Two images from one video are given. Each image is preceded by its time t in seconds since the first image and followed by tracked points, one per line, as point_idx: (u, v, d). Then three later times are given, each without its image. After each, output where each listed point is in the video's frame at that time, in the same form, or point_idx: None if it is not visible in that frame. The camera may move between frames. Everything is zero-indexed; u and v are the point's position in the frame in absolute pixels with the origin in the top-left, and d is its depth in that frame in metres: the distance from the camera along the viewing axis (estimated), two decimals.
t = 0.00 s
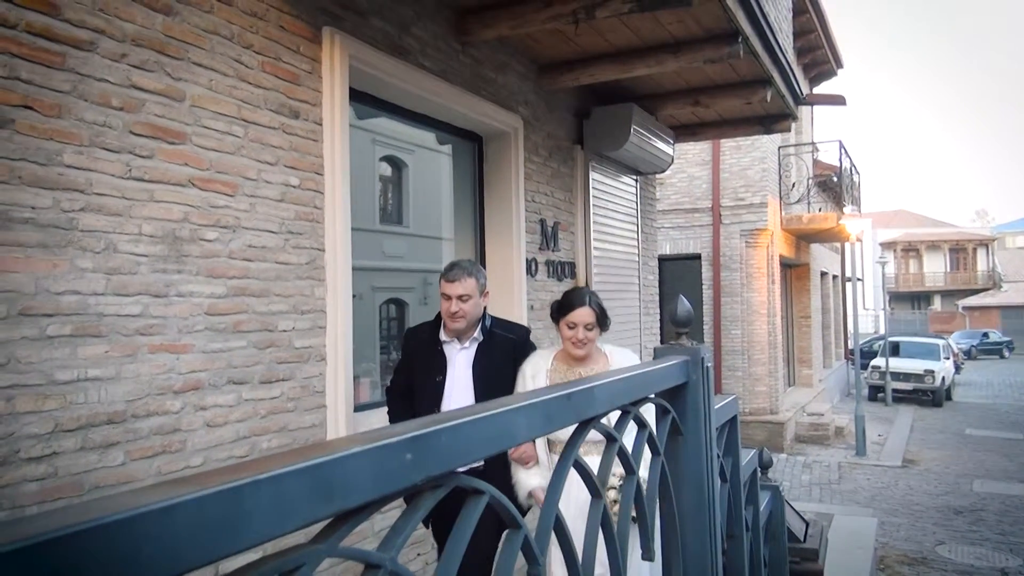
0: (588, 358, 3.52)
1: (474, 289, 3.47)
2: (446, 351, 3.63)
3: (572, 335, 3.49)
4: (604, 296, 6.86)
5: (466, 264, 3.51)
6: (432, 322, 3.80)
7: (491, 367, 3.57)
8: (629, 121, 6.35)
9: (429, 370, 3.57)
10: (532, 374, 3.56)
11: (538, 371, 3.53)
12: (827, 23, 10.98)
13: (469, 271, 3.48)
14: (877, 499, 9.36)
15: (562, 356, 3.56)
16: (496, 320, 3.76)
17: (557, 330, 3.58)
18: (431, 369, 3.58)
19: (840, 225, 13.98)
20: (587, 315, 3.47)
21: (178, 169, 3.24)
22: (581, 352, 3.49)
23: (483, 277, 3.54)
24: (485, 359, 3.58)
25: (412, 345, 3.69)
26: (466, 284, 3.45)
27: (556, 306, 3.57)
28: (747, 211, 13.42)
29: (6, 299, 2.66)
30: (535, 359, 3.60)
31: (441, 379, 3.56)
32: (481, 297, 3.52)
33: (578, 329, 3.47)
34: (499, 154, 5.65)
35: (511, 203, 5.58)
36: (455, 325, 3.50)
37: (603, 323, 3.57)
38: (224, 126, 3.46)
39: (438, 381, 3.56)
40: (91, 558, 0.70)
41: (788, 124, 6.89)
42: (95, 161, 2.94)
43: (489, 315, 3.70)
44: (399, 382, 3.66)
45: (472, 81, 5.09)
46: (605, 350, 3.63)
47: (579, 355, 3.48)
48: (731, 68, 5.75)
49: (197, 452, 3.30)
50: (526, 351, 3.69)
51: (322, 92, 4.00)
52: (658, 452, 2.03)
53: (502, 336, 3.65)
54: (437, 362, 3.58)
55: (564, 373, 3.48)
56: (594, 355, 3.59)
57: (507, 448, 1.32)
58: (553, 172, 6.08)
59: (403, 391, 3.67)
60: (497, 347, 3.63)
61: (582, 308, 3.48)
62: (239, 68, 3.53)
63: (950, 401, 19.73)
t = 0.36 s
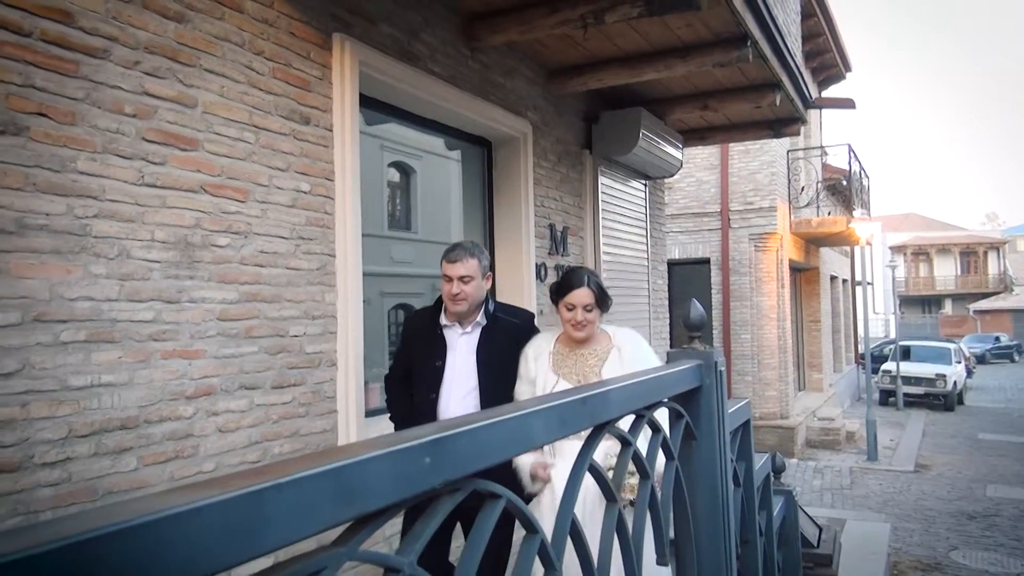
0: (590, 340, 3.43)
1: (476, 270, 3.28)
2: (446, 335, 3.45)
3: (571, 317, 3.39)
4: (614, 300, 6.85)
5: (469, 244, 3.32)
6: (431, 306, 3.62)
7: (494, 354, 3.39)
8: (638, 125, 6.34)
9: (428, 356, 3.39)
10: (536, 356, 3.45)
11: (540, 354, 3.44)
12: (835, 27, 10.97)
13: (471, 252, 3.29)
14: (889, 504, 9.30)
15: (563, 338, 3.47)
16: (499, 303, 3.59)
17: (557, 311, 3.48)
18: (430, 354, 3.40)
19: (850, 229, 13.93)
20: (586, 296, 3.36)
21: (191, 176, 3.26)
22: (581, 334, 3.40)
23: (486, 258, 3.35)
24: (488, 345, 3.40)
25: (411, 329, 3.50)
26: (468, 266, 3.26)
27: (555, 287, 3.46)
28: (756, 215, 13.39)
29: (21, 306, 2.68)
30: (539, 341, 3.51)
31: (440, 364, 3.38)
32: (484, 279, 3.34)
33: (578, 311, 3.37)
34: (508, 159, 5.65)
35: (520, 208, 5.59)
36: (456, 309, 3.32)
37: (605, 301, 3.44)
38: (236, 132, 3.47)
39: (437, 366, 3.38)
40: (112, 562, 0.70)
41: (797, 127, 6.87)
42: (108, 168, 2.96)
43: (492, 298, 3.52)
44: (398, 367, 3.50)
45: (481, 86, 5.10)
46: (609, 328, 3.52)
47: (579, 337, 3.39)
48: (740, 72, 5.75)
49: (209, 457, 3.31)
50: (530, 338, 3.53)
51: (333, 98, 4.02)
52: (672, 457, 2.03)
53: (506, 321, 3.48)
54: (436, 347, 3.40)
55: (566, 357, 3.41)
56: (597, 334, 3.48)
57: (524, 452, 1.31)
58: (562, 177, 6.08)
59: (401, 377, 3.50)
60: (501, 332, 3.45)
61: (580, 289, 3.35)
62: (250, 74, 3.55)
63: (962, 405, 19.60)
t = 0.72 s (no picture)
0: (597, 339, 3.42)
1: (474, 270, 3.27)
2: (446, 338, 3.43)
3: (578, 316, 3.39)
4: (625, 304, 6.84)
5: (465, 244, 3.32)
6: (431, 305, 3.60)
7: (496, 355, 3.37)
8: (649, 129, 6.34)
9: (427, 359, 3.37)
10: (543, 352, 3.44)
11: (548, 351, 3.43)
12: (845, 30, 10.94)
13: (468, 252, 3.28)
14: (904, 509, 9.22)
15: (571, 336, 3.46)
16: (499, 303, 3.55)
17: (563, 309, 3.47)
18: (430, 357, 3.38)
19: (861, 232, 13.86)
20: (591, 295, 3.35)
21: (205, 181, 3.28)
22: (588, 333, 3.39)
23: (483, 258, 3.35)
24: (489, 348, 3.38)
25: (410, 331, 3.48)
26: (465, 266, 3.25)
27: (562, 285, 3.46)
28: (767, 219, 13.35)
29: (38, 311, 2.71)
30: (544, 339, 3.50)
31: (439, 368, 3.37)
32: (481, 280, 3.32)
33: (584, 309, 3.37)
34: (519, 164, 5.65)
35: (532, 212, 5.59)
36: (454, 310, 3.29)
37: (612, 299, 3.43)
38: (249, 137, 3.50)
39: (436, 370, 3.36)
40: (141, 563, 0.70)
41: (808, 131, 6.85)
42: (123, 174, 2.98)
43: (492, 299, 3.49)
44: (398, 368, 3.49)
45: (491, 91, 5.11)
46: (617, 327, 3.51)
47: (586, 336, 3.37)
48: (751, 76, 5.74)
49: (223, 462, 3.32)
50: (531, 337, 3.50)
51: (345, 103, 4.04)
52: (689, 459, 2.03)
53: (506, 323, 3.44)
54: (436, 350, 3.38)
55: (573, 355, 3.40)
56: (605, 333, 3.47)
57: (542, 455, 1.31)
58: (572, 181, 6.08)
59: (400, 377, 3.50)
60: (501, 333, 3.42)
61: (585, 288, 3.34)
62: (262, 80, 3.57)
63: (977, 410, 19.44)
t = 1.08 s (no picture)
0: (601, 352, 3.37)
1: (456, 276, 3.26)
2: (432, 348, 3.42)
3: (580, 326, 3.31)
4: (636, 309, 6.83)
5: (447, 251, 3.31)
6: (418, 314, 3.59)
7: (483, 365, 3.37)
8: (658, 134, 6.33)
9: (415, 370, 3.37)
10: (544, 363, 3.37)
11: (548, 364, 3.37)
12: (855, 33, 10.92)
13: (449, 258, 3.28)
14: (917, 515, 9.15)
15: (574, 349, 3.41)
16: (487, 310, 3.54)
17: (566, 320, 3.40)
18: (417, 369, 3.37)
19: (872, 236, 13.80)
20: (595, 305, 3.27)
21: (218, 188, 3.31)
22: (591, 344, 3.32)
23: (465, 264, 3.34)
24: (475, 357, 3.38)
25: (398, 342, 3.45)
26: (446, 271, 3.24)
27: (564, 294, 3.39)
28: (777, 223, 13.31)
29: (54, 317, 2.74)
30: (544, 350, 3.44)
31: (427, 379, 3.36)
32: (464, 286, 3.31)
33: (586, 319, 3.29)
34: (529, 169, 5.65)
35: (541, 217, 5.59)
36: (438, 317, 3.28)
37: (616, 310, 3.35)
38: (262, 144, 3.52)
39: (423, 381, 3.35)
40: (173, 565, 0.70)
41: (819, 135, 6.83)
42: (138, 180, 3.01)
43: (478, 306, 3.48)
44: (388, 380, 3.46)
45: (502, 96, 5.12)
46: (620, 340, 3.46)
47: (589, 348, 3.31)
48: (761, 80, 5.73)
49: (236, 467, 3.35)
50: (519, 344, 3.50)
51: (356, 109, 4.05)
52: (705, 464, 2.05)
53: (494, 330, 3.44)
54: (423, 361, 3.38)
55: (576, 368, 3.36)
56: (609, 346, 3.42)
57: (561, 459, 1.31)
58: (582, 187, 6.08)
59: (390, 390, 3.47)
60: (487, 342, 3.42)
61: (588, 299, 3.27)
62: (274, 87, 3.60)
63: (990, 415, 19.29)
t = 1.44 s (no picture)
0: (590, 325, 3.26)
1: (438, 250, 3.12)
2: (416, 327, 3.23)
3: (571, 296, 3.21)
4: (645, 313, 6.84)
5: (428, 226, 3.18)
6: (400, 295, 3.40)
7: (468, 342, 3.17)
8: (667, 138, 6.34)
9: (398, 350, 3.17)
10: (530, 341, 3.24)
11: (536, 340, 3.25)
12: (863, 35, 10.88)
13: (430, 232, 3.14)
14: (929, 519, 9.10)
15: (563, 322, 3.31)
16: (472, 288, 3.35)
17: (557, 291, 3.29)
18: (399, 349, 3.17)
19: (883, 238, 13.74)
20: (587, 275, 3.15)
21: (229, 192, 3.35)
22: (582, 316, 3.22)
23: (448, 239, 3.19)
24: (460, 333, 3.18)
25: (381, 323, 3.26)
26: (428, 245, 3.09)
27: (555, 264, 3.27)
28: (787, 225, 13.28)
29: (68, 322, 2.77)
30: (529, 327, 3.33)
31: (410, 359, 3.16)
32: (448, 262, 3.17)
33: (578, 290, 3.18)
34: (538, 172, 5.66)
35: (551, 221, 5.61)
36: (419, 293, 3.12)
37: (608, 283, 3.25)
38: (273, 149, 3.56)
39: (407, 362, 3.15)
40: (203, 565, 0.71)
41: (829, 137, 6.81)
42: (151, 186, 3.05)
43: (462, 283, 3.29)
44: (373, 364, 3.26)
45: (511, 100, 5.13)
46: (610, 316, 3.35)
47: (580, 319, 3.21)
48: (771, 82, 5.72)
49: (248, 471, 3.40)
50: (508, 322, 3.29)
51: (367, 113, 4.07)
52: (720, 467, 2.11)
53: (478, 306, 3.24)
54: (406, 341, 3.18)
55: (563, 342, 3.25)
56: (598, 321, 3.31)
57: (579, 461, 1.31)
58: (591, 190, 6.09)
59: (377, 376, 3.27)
60: (473, 319, 3.21)
61: (580, 268, 3.16)
62: (286, 92, 3.62)
63: (1003, 418, 19.15)
